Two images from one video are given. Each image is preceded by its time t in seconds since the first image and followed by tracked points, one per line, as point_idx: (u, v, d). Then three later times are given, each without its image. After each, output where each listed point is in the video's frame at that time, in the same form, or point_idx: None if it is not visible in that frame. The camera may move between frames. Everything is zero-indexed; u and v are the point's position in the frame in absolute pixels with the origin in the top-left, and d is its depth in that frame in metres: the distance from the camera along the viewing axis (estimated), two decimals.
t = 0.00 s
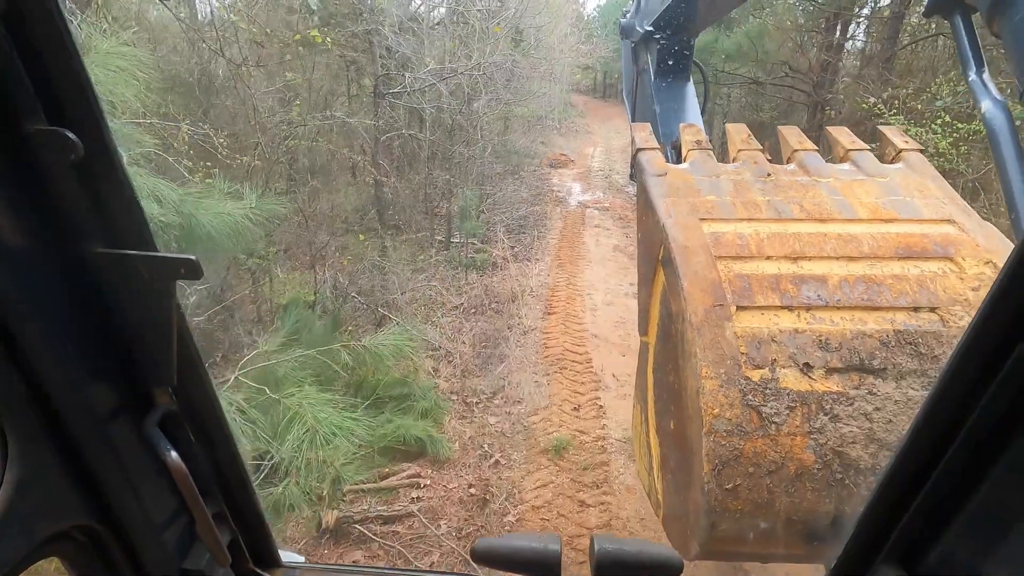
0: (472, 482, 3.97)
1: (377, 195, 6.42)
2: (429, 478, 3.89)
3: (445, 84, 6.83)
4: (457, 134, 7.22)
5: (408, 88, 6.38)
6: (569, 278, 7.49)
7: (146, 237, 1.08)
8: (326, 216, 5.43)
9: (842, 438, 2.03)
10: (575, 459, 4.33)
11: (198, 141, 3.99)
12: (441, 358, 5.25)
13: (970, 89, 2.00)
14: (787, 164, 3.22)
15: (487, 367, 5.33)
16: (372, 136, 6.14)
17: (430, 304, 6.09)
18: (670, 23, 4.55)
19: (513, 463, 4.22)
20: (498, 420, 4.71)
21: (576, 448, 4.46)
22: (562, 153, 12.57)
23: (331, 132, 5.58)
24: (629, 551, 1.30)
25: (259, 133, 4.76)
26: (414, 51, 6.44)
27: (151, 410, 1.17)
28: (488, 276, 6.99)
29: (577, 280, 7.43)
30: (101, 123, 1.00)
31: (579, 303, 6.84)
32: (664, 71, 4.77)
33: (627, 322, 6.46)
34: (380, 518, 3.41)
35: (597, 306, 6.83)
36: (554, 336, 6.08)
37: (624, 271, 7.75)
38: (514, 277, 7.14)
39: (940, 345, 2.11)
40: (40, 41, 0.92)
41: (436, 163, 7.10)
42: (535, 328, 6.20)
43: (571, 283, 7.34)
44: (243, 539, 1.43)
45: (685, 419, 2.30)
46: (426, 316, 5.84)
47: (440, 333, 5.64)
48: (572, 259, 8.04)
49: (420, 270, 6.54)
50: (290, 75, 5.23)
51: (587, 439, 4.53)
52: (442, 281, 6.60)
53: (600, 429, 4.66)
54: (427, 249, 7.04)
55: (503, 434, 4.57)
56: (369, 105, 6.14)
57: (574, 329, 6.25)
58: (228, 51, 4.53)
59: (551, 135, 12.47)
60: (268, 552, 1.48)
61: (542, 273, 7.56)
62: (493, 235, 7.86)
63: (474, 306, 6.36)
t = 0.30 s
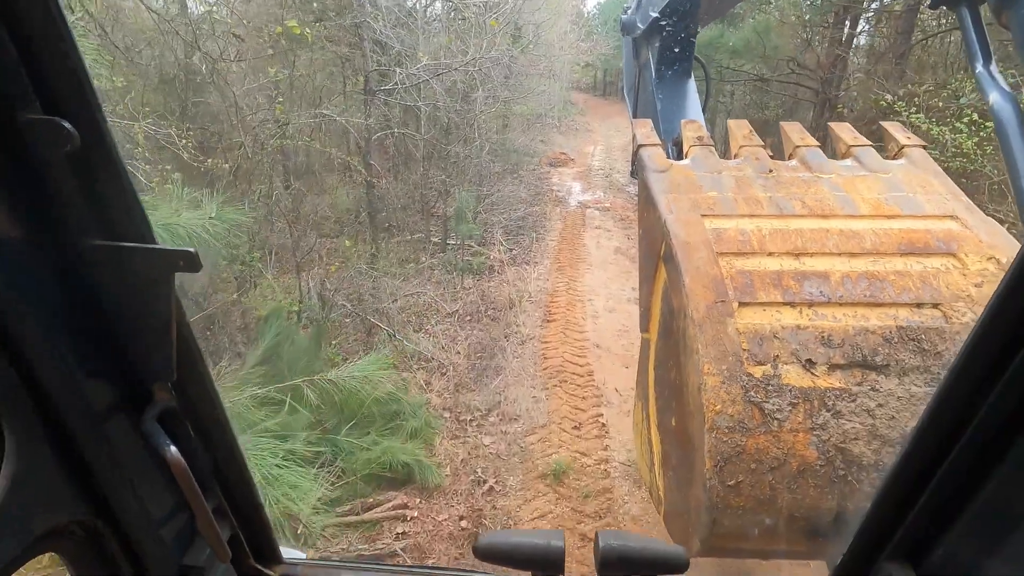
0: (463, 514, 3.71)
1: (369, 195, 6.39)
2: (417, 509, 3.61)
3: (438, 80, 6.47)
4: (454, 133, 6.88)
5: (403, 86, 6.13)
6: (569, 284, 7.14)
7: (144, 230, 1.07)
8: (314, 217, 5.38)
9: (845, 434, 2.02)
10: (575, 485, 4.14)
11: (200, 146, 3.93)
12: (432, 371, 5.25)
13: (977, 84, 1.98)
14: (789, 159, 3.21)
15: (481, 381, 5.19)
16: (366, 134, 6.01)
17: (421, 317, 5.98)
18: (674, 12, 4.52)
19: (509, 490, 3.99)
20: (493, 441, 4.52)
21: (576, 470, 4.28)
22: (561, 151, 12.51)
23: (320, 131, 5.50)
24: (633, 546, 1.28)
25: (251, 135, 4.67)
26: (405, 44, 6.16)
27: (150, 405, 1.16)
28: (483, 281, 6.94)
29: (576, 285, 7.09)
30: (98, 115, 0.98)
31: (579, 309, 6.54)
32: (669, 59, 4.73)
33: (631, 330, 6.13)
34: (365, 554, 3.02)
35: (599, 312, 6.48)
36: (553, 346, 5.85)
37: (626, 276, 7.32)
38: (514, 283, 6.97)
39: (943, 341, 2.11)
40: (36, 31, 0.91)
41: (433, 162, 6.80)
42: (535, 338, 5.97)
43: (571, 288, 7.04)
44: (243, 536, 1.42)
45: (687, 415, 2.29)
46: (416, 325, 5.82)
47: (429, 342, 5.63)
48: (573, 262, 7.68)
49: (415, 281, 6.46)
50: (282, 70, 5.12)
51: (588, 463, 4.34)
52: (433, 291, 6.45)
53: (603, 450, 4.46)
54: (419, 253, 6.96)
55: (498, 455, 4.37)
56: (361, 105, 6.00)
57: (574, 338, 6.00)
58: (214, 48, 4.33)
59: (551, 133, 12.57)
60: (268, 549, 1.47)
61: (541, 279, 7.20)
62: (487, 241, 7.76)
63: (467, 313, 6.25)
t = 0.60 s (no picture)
0: (452, 553, 3.55)
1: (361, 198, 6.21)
2: (400, 547, 3.43)
3: (430, 77, 6.38)
4: (449, 131, 6.82)
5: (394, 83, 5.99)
6: (568, 291, 6.79)
7: (142, 227, 1.07)
8: (304, 219, 5.26)
9: (846, 433, 2.01)
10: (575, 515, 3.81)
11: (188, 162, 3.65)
12: (424, 386, 5.06)
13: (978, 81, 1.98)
14: (790, 158, 3.20)
15: (475, 397, 4.98)
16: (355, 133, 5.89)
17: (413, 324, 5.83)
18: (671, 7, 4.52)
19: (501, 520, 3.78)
20: (487, 465, 4.28)
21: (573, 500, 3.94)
22: (560, 150, 12.46)
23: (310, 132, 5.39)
24: (632, 545, 1.28)
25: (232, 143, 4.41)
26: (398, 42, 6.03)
27: (147, 402, 1.16)
28: (480, 286, 6.67)
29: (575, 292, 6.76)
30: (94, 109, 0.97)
31: (579, 315, 6.26)
32: (669, 55, 4.74)
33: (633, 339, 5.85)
34: None
35: (599, 321, 6.15)
36: (550, 357, 5.52)
37: (627, 281, 7.12)
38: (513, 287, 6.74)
39: (945, 340, 2.10)
40: (31, 25, 0.90)
41: (427, 163, 6.77)
42: (534, 348, 5.68)
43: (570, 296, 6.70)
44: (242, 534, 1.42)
45: (688, 414, 2.29)
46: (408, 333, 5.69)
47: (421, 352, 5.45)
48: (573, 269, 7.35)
49: (405, 288, 6.27)
50: (272, 66, 4.94)
51: (588, 490, 3.98)
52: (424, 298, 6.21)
53: (605, 475, 4.06)
54: (415, 254, 6.84)
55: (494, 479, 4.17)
56: (349, 103, 5.79)
57: (574, 349, 5.67)
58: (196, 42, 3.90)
59: (551, 132, 12.58)
60: (266, 546, 1.47)
61: (539, 285, 6.90)
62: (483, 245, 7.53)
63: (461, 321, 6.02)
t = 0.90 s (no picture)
0: None
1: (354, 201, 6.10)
2: None
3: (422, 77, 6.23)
4: (443, 133, 6.72)
5: (379, 80, 5.87)
6: (566, 299, 6.77)
7: (141, 228, 1.08)
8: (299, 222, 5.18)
9: (844, 432, 2.02)
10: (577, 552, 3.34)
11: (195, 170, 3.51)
12: (413, 404, 4.61)
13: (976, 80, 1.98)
14: (790, 157, 3.20)
15: (467, 417, 4.47)
16: (343, 135, 5.82)
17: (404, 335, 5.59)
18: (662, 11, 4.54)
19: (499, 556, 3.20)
20: (477, 496, 3.73)
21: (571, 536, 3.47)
22: (559, 150, 12.44)
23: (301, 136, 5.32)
24: (627, 544, 1.28)
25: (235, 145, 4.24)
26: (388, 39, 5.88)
27: (148, 402, 1.18)
28: (474, 294, 6.51)
29: (575, 298, 6.78)
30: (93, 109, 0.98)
31: (577, 326, 6.22)
32: (667, 55, 4.74)
33: (633, 352, 5.78)
34: None
35: (599, 330, 6.15)
36: (549, 371, 5.41)
37: (627, 289, 7.11)
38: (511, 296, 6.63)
39: (943, 339, 2.10)
40: (31, 25, 0.91)
41: (420, 167, 6.61)
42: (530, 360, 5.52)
43: (569, 301, 6.71)
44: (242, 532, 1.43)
45: (687, 413, 2.29)
46: (396, 346, 5.35)
47: (410, 366, 5.08)
48: (572, 273, 7.40)
49: (408, 294, 6.19)
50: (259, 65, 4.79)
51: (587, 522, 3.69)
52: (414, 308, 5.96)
53: (606, 505, 3.81)
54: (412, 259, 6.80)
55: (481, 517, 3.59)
56: (337, 105, 5.76)
57: (572, 362, 5.58)
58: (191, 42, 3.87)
59: (550, 133, 12.54)
60: (266, 545, 1.48)
61: (536, 292, 6.89)
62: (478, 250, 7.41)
63: (454, 331, 5.76)
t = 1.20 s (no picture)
0: None
1: (338, 206, 5.92)
2: None
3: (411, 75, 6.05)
4: (438, 134, 6.68)
5: (365, 80, 5.73)
6: (564, 307, 6.66)
7: (145, 223, 1.08)
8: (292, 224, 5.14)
9: (847, 429, 2.02)
10: None
11: (188, 170, 3.38)
12: (402, 426, 4.47)
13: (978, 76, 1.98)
14: (791, 155, 3.19)
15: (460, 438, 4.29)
16: (328, 136, 5.64)
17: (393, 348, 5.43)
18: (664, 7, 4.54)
19: None
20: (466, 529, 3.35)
21: None
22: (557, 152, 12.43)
23: (292, 141, 5.21)
24: (631, 538, 1.28)
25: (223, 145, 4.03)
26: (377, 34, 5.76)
27: (151, 398, 1.18)
28: (469, 302, 6.40)
29: (574, 306, 6.67)
30: (96, 106, 0.98)
31: (577, 335, 6.11)
32: (668, 52, 4.74)
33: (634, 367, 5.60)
34: None
35: (599, 341, 6.02)
36: (547, 389, 5.18)
37: (628, 296, 7.03)
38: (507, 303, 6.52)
39: (946, 336, 2.10)
40: (34, 24, 0.91)
41: (414, 166, 6.59)
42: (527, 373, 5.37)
43: (568, 309, 6.61)
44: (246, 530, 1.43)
45: (689, 411, 2.29)
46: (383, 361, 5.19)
47: (398, 384, 4.93)
48: (571, 279, 7.32)
49: (402, 302, 6.10)
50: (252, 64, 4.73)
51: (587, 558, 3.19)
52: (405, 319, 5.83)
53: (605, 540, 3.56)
54: (402, 264, 6.77)
55: None
56: (325, 105, 5.66)
57: (572, 379, 5.38)
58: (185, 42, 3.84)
59: (549, 133, 12.53)
60: (269, 543, 1.48)
61: (534, 299, 6.79)
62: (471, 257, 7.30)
63: (447, 343, 5.65)
